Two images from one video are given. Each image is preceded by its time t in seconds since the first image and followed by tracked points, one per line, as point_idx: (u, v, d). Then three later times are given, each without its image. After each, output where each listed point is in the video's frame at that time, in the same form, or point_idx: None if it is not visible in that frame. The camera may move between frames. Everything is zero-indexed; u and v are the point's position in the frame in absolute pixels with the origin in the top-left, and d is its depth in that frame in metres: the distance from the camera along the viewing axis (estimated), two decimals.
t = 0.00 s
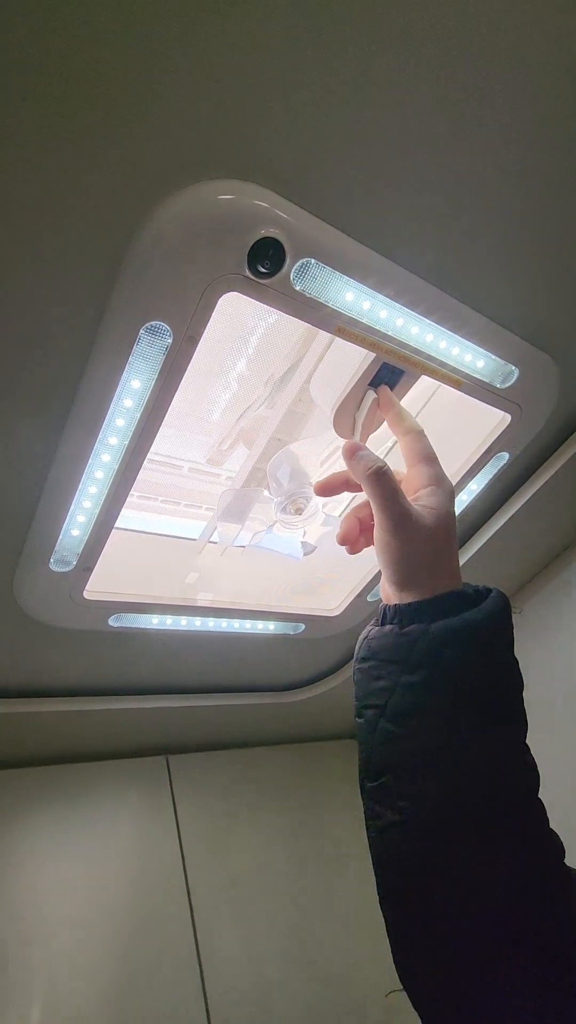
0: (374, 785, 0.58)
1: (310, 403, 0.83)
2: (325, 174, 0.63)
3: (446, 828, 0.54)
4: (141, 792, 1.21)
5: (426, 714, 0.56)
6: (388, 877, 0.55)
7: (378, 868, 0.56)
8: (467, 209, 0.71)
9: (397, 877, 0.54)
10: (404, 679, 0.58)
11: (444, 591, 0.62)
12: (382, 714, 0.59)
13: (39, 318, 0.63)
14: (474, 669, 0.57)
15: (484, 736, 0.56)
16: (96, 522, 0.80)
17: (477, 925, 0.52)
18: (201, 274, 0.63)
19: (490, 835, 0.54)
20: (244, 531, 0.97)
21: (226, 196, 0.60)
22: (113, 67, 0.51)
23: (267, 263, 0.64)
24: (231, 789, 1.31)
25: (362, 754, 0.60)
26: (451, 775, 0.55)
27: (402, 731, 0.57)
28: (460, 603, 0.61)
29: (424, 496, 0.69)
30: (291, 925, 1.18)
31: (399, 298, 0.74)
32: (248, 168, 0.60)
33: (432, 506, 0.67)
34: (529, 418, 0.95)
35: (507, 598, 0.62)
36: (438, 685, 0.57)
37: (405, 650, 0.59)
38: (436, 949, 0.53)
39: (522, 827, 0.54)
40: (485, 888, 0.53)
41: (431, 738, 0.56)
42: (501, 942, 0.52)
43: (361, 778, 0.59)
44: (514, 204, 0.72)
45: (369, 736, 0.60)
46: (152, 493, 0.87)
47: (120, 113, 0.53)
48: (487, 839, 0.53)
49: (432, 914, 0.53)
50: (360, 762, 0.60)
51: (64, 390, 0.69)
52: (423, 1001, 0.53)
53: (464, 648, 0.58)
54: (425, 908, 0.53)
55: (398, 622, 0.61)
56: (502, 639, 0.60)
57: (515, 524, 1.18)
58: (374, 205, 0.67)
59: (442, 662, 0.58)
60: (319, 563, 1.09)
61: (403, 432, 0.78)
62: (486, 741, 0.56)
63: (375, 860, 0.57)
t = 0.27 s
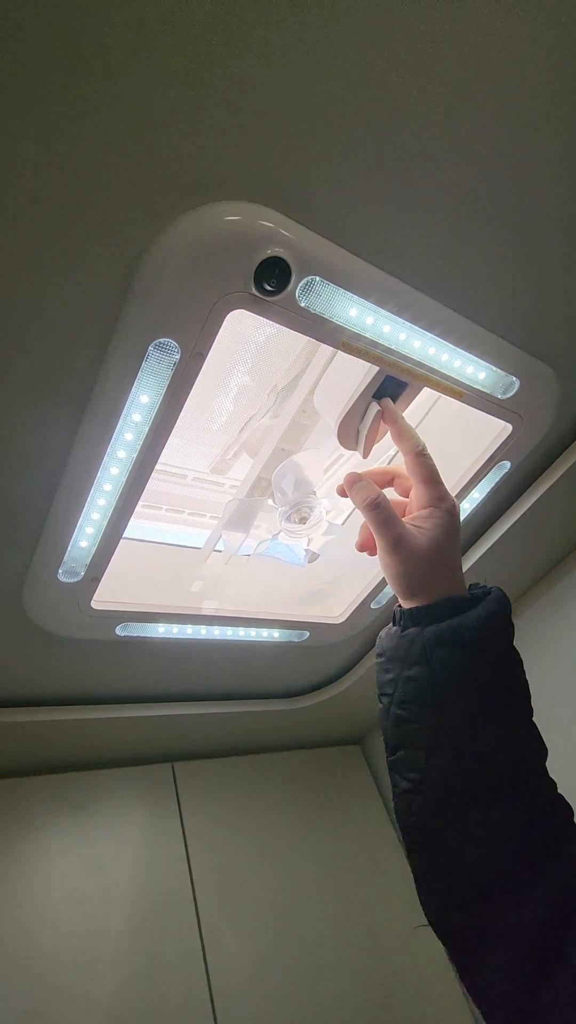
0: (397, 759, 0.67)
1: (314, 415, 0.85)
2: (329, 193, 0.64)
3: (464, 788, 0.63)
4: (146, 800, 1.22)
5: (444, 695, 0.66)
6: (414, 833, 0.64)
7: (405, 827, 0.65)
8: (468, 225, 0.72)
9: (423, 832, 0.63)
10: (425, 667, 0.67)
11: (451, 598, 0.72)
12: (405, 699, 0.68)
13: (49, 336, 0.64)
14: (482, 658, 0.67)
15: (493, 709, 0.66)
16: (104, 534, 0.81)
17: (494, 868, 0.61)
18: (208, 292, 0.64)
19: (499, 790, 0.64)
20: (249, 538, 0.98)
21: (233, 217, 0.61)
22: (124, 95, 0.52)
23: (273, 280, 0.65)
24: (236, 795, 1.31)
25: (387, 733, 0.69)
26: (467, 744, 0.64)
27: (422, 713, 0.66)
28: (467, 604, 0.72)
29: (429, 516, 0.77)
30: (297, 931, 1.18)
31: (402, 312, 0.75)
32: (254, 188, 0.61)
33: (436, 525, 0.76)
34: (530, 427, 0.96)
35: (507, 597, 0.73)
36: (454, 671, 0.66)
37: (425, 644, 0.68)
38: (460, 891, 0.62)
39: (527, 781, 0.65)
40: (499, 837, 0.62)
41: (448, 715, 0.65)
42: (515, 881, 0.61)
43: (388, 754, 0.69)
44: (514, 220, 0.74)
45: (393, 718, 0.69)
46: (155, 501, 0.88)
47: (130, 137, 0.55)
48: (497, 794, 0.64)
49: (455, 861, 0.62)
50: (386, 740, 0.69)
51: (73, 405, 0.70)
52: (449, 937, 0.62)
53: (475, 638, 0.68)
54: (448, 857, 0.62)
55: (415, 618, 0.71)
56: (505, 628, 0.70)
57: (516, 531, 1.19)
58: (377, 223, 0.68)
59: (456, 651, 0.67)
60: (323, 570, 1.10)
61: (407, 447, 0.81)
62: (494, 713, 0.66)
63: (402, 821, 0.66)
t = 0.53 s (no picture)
0: (400, 744, 0.69)
1: (305, 411, 0.84)
2: (314, 185, 0.63)
3: (462, 766, 0.64)
4: (142, 802, 1.21)
5: (440, 678, 0.67)
6: (417, 813, 0.66)
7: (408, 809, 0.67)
8: (455, 217, 0.72)
9: (424, 811, 0.65)
10: (421, 653, 0.69)
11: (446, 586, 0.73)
12: (404, 685, 0.70)
13: (33, 332, 0.64)
14: (478, 640, 0.68)
15: (490, 689, 0.66)
16: (93, 532, 0.81)
17: (496, 845, 0.61)
18: (192, 286, 0.63)
19: (498, 767, 0.64)
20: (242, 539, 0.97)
21: (217, 210, 0.61)
22: (103, 88, 0.52)
23: (259, 274, 0.65)
24: (233, 797, 1.31)
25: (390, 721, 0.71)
26: (464, 724, 0.65)
27: (419, 696, 0.68)
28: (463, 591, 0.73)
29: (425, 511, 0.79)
30: (296, 933, 1.17)
31: (390, 306, 0.74)
32: (237, 181, 0.61)
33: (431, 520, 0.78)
34: (522, 421, 0.96)
35: (503, 583, 0.74)
36: (449, 653, 0.67)
37: (421, 630, 0.70)
38: (463, 870, 0.62)
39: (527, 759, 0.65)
40: (499, 813, 0.62)
41: (445, 697, 0.66)
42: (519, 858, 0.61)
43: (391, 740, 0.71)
44: (502, 212, 0.73)
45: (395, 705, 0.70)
46: (147, 500, 0.87)
47: (110, 128, 0.54)
48: (497, 771, 0.63)
49: (456, 839, 0.62)
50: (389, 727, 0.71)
51: (58, 402, 0.69)
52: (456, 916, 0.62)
53: (470, 621, 0.69)
54: (450, 836, 0.63)
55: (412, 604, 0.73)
56: (500, 610, 0.71)
57: (511, 528, 1.18)
58: (363, 216, 0.67)
59: (451, 634, 0.68)
60: (317, 568, 1.10)
61: (400, 441, 0.81)
62: (491, 692, 0.66)
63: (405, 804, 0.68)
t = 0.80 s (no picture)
0: (397, 732, 0.68)
1: (296, 405, 0.84)
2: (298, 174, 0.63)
3: (461, 749, 0.63)
4: (138, 802, 1.20)
5: (437, 662, 0.67)
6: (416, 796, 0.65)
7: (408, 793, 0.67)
8: (443, 206, 0.71)
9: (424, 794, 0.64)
10: (418, 637, 0.68)
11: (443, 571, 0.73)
12: (400, 672, 0.69)
13: (16, 325, 0.63)
14: (474, 624, 0.68)
15: (488, 672, 0.66)
16: (83, 529, 0.80)
17: (497, 825, 0.60)
18: (176, 277, 0.63)
19: (495, 746, 0.63)
20: (235, 535, 0.97)
21: (200, 200, 0.60)
22: (82, 76, 0.51)
23: (244, 265, 0.64)
24: (230, 796, 1.30)
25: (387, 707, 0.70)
26: (461, 707, 0.64)
27: (417, 681, 0.67)
28: (460, 576, 0.73)
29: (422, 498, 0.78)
30: (294, 934, 1.16)
31: (379, 298, 0.74)
32: (220, 170, 0.60)
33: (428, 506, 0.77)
34: (515, 413, 0.95)
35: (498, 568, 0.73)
36: (446, 637, 0.67)
37: (418, 615, 0.70)
38: (464, 850, 0.61)
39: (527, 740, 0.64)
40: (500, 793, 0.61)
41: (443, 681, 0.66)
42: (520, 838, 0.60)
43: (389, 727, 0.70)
44: (491, 200, 0.72)
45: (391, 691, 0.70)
46: (139, 498, 0.86)
47: (89, 116, 0.53)
48: (497, 753, 0.63)
49: (457, 821, 0.62)
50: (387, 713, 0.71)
51: (44, 397, 0.69)
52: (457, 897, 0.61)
53: (466, 605, 0.68)
54: (449, 818, 0.62)
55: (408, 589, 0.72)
56: (496, 593, 0.71)
57: (507, 522, 1.17)
58: (350, 206, 0.67)
59: (447, 618, 0.68)
60: (311, 565, 1.09)
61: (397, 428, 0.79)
62: (489, 674, 0.66)
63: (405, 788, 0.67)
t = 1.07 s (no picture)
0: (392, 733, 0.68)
1: (290, 402, 0.83)
2: (288, 168, 0.63)
3: (459, 747, 0.63)
4: (137, 802, 1.20)
5: (434, 659, 0.66)
6: (414, 794, 0.65)
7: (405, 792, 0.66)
8: (434, 200, 0.71)
9: (422, 792, 0.64)
10: (413, 635, 0.67)
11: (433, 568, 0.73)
12: (394, 673, 0.68)
13: (7, 322, 0.63)
14: (469, 621, 0.67)
15: (484, 668, 0.66)
16: (77, 527, 0.80)
17: (497, 821, 0.61)
18: (167, 273, 0.62)
19: (492, 745, 0.63)
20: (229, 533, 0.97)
21: (189, 194, 0.60)
22: (69, 71, 0.51)
23: (234, 260, 0.64)
24: (229, 795, 1.30)
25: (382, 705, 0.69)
26: (459, 704, 0.64)
27: (413, 680, 0.66)
28: (452, 572, 0.72)
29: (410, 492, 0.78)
30: (294, 932, 1.16)
31: (371, 292, 0.73)
32: (210, 165, 0.60)
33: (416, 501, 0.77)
34: (510, 408, 0.95)
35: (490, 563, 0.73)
36: (443, 635, 0.66)
37: (411, 615, 0.69)
38: (464, 850, 0.62)
39: (524, 734, 0.64)
40: (499, 790, 0.62)
41: (440, 678, 0.65)
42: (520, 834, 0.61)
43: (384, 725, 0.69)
44: (481, 194, 0.72)
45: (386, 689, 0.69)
46: (135, 497, 0.86)
47: (77, 111, 0.53)
48: (495, 749, 0.63)
49: (457, 819, 0.62)
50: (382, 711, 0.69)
51: (36, 394, 0.69)
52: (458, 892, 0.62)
53: (460, 602, 0.68)
54: (448, 816, 0.62)
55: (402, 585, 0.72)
56: (489, 587, 0.71)
57: (504, 518, 1.17)
58: (340, 200, 0.67)
59: (443, 615, 0.67)
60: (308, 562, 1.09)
61: (389, 426, 0.80)
62: (485, 671, 0.65)
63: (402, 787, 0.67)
